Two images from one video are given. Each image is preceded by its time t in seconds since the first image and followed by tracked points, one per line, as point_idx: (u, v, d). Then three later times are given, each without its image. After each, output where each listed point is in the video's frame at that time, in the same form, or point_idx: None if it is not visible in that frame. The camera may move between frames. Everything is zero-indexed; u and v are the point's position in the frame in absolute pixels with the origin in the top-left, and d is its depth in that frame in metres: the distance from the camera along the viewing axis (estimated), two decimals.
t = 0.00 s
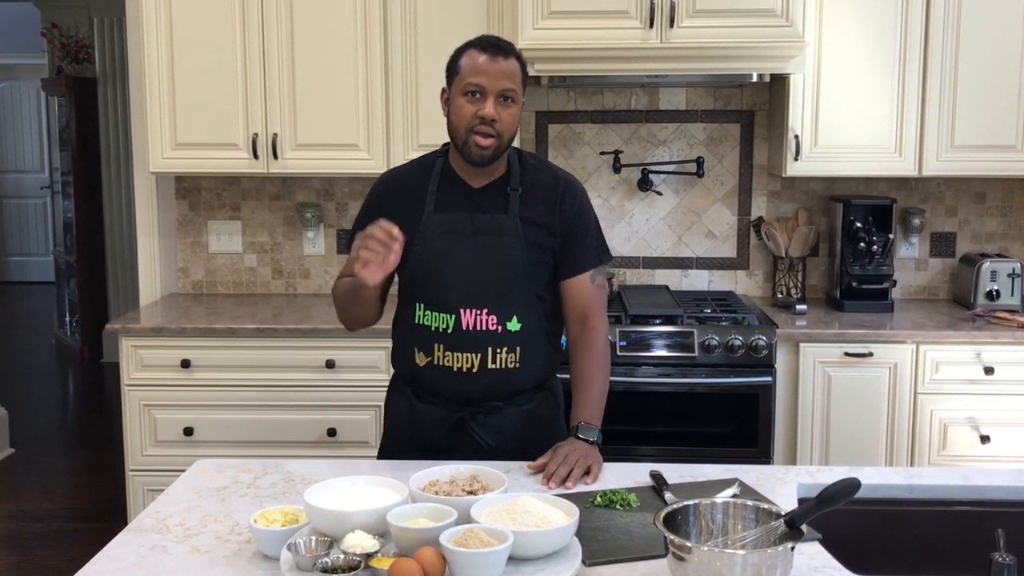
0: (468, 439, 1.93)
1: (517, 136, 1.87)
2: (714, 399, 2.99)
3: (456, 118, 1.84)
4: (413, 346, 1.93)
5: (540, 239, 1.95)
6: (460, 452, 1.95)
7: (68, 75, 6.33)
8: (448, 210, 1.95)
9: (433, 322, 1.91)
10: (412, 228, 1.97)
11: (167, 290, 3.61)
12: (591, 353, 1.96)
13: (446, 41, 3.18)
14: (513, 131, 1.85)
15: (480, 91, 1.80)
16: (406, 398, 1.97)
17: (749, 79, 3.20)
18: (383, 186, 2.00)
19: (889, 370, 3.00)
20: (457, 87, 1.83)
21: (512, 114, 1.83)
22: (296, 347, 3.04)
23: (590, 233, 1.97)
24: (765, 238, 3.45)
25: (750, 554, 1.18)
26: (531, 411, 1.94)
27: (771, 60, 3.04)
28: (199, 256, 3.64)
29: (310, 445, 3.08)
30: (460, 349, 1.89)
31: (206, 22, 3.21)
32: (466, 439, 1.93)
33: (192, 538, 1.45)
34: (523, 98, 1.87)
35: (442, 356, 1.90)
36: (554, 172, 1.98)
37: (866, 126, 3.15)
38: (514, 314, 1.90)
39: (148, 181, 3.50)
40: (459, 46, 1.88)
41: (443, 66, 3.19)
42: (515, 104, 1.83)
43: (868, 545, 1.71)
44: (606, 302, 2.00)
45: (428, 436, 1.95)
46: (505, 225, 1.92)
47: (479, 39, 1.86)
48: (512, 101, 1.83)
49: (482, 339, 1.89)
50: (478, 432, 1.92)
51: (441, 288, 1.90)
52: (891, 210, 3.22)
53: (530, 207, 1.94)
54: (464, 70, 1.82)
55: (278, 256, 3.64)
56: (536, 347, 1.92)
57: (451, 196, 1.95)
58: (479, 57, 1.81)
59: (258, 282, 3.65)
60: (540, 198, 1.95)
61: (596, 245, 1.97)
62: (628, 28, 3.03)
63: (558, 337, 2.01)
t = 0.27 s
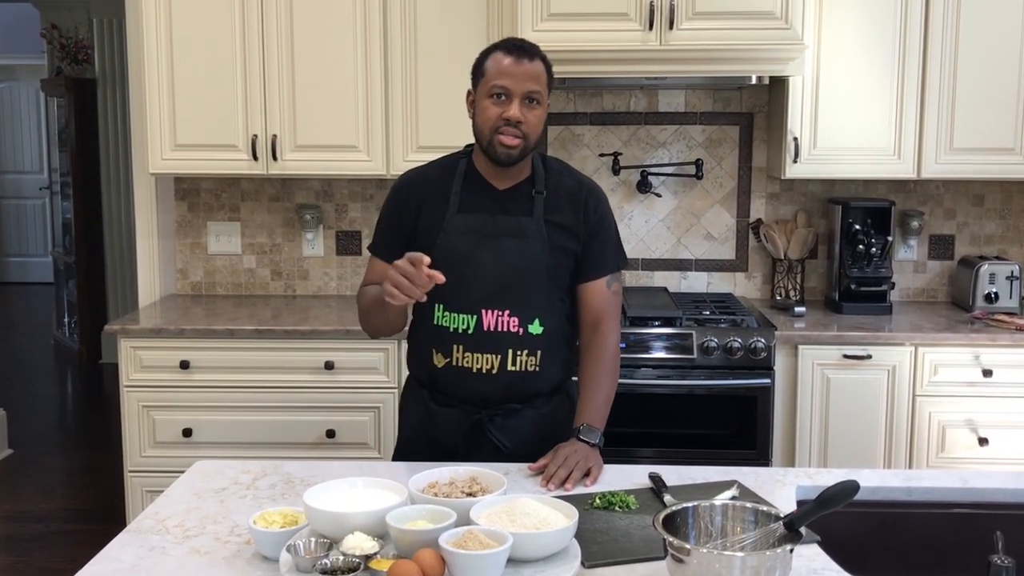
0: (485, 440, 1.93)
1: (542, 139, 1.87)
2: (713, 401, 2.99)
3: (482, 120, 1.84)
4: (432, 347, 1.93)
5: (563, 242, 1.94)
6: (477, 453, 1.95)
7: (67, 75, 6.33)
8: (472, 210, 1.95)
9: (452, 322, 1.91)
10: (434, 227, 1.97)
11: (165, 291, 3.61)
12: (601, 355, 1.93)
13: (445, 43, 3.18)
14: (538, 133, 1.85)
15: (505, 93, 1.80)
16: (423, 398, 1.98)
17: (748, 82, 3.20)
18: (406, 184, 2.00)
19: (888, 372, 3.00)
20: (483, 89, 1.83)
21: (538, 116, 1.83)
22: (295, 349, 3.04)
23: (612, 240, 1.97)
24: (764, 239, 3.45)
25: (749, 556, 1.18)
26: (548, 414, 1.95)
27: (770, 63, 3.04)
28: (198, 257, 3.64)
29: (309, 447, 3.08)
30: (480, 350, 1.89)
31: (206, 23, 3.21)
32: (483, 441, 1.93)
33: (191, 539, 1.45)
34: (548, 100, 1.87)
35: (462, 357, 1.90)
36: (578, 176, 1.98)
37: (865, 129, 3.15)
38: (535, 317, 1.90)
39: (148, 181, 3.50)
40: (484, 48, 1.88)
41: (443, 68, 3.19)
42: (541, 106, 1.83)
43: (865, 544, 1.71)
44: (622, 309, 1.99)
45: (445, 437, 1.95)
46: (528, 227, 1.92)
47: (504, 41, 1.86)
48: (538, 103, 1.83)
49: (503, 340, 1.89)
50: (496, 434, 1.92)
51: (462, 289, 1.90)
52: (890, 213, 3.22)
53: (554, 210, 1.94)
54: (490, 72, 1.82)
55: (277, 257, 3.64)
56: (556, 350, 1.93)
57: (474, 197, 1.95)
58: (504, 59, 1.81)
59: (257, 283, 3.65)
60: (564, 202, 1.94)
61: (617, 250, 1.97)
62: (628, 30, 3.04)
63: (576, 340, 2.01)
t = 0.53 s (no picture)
0: (500, 444, 1.93)
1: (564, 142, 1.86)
2: (711, 402, 2.99)
3: (505, 123, 1.83)
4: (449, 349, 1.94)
5: (584, 246, 1.93)
6: (492, 456, 1.95)
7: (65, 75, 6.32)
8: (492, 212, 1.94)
9: (469, 325, 1.91)
10: (453, 228, 1.96)
11: (162, 291, 3.61)
12: (612, 359, 1.91)
13: (443, 43, 3.18)
14: (561, 137, 1.84)
15: (529, 97, 1.80)
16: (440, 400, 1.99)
17: (746, 83, 3.20)
18: (426, 184, 1.98)
19: (886, 373, 3.00)
20: (506, 92, 1.83)
21: (560, 120, 1.83)
22: (293, 349, 3.04)
23: (632, 245, 1.96)
24: (761, 241, 3.45)
25: (747, 557, 1.18)
26: (565, 418, 1.95)
27: (767, 64, 3.04)
28: (195, 257, 3.64)
29: (306, 447, 3.08)
30: (498, 353, 1.90)
31: (204, 23, 3.21)
32: (497, 444, 1.94)
33: (189, 540, 1.45)
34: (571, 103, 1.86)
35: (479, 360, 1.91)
36: (600, 180, 1.97)
37: (862, 130, 3.15)
38: (554, 321, 1.90)
39: (145, 182, 3.50)
40: (508, 49, 1.87)
41: (441, 68, 3.19)
42: (564, 109, 1.82)
43: (862, 545, 1.72)
44: (637, 314, 1.98)
45: (460, 439, 1.96)
46: (549, 231, 1.91)
47: (528, 42, 1.85)
48: (561, 107, 1.82)
49: (520, 344, 1.90)
50: (511, 438, 1.92)
51: (481, 292, 1.91)
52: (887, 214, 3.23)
53: (575, 213, 1.93)
54: (514, 75, 1.81)
55: (275, 257, 3.63)
56: (573, 355, 1.93)
57: (494, 199, 1.94)
58: (528, 62, 1.80)
59: (254, 284, 3.64)
60: (585, 206, 1.93)
61: (637, 257, 1.96)
62: (625, 30, 3.04)
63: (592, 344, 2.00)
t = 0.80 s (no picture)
0: (507, 445, 1.94)
1: (576, 143, 1.84)
2: (708, 402, 2.99)
3: (516, 124, 1.81)
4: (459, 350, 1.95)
5: (595, 249, 1.90)
6: (499, 456, 1.96)
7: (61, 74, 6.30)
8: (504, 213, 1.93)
9: (479, 326, 1.91)
10: (465, 229, 1.95)
11: (159, 291, 3.60)
12: (622, 363, 1.87)
13: (441, 43, 3.17)
14: (572, 137, 1.82)
15: (539, 97, 1.78)
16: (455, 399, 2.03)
17: (744, 83, 3.20)
18: (440, 185, 1.99)
19: (883, 373, 3.00)
20: (517, 92, 1.81)
21: (571, 121, 1.81)
22: (289, 349, 3.04)
23: (646, 247, 1.92)
24: (759, 241, 3.45)
25: (746, 557, 1.18)
26: (573, 422, 1.93)
27: (765, 64, 3.04)
28: (192, 257, 3.64)
29: (303, 447, 3.07)
30: (505, 355, 1.90)
31: (201, 22, 3.20)
32: (506, 446, 1.94)
33: (186, 539, 1.44)
34: (583, 104, 1.84)
35: (487, 361, 1.91)
36: (614, 181, 1.93)
37: (859, 130, 3.15)
38: (562, 324, 1.88)
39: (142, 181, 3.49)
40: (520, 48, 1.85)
41: (439, 68, 3.18)
42: (576, 109, 1.80)
43: (859, 545, 1.72)
44: (652, 316, 1.94)
45: (469, 438, 1.98)
46: (559, 233, 1.89)
47: (541, 42, 1.83)
48: (572, 107, 1.80)
49: (528, 347, 1.89)
50: (519, 441, 1.92)
51: (490, 293, 1.90)
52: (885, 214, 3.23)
53: (586, 215, 1.90)
54: (525, 75, 1.79)
55: (273, 257, 3.63)
56: (583, 358, 1.91)
57: (506, 200, 1.93)
58: (539, 62, 1.78)
59: (252, 283, 3.64)
60: (597, 208, 1.90)
61: (651, 259, 1.92)
62: (623, 30, 3.04)
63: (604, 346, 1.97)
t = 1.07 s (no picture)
0: (512, 446, 1.92)
1: (584, 145, 1.81)
2: (707, 401, 2.99)
3: (523, 127, 1.79)
4: (468, 350, 1.95)
5: (603, 251, 1.88)
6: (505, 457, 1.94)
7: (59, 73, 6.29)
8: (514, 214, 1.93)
9: (487, 326, 1.91)
10: (476, 230, 1.95)
11: (157, 289, 3.60)
12: (630, 366, 1.84)
13: (439, 42, 3.17)
14: (579, 139, 1.80)
15: (544, 101, 1.76)
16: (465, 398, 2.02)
17: (742, 82, 3.20)
18: (454, 185, 2.00)
19: (881, 373, 3.01)
20: (523, 96, 1.79)
21: (578, 123, 1.78)
22: (287, 348, 3.03)
23: (656, 250, 1.88)
24: (757, 241, 3.46)
25: (746, 557, 1.18)
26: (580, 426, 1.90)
27: (763, 64, 3.04)
28: (190, 256, 3.63)
29: (301, 446, 3.07)
30: (511, 356, 1.89)
31: (199, 21, 3.20)
32: (511, 447, 1.92)
33: (185, 539, 1.44)
34: (591, 104, 1.81)
35: (494, 362, 1.91)
36: (625, 182, 1.91)
37: (858, 130, 3.16)
38: (568, 326, 1.86)
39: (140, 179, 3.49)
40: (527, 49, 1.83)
41: (437, 68, 3.18)
42: (582, 111, 1.77)
43: (857, 544, 1.72)
44: (664, 321, 1.90)
45: (477, 437, 1.98)
46: (567, 234, 1.87)
47: (546, 43, 1.80)
48: (578, 109, 1.77)
49: (533, 348, 1.87)
50: (523, 442, 1.90)
51: (497, 294, 1.89)
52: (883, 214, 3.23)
53: (595, 217, 1.88)
54: (531, 78, 1.77)
55: (271, 256, 3.63)
56: (590, 362, 1.88)
57: (516, 201, 1.92)
58: (545, 64, 1.75)
59: (250, 282, 3.63)
60: (606, 209, 1.88)
61: (662, 262, 1.88)
62: (621, 30, 3.04)
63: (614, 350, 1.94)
